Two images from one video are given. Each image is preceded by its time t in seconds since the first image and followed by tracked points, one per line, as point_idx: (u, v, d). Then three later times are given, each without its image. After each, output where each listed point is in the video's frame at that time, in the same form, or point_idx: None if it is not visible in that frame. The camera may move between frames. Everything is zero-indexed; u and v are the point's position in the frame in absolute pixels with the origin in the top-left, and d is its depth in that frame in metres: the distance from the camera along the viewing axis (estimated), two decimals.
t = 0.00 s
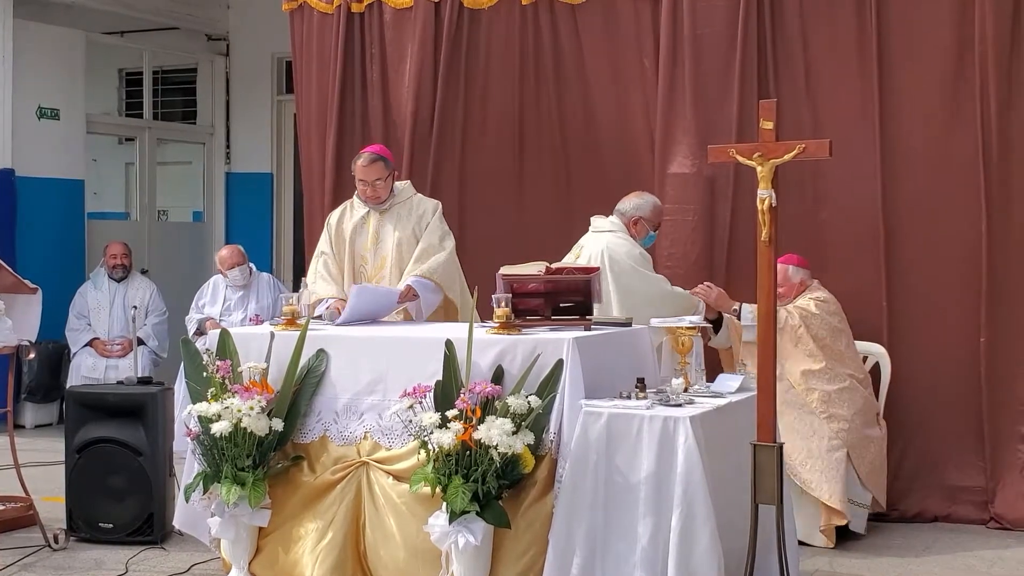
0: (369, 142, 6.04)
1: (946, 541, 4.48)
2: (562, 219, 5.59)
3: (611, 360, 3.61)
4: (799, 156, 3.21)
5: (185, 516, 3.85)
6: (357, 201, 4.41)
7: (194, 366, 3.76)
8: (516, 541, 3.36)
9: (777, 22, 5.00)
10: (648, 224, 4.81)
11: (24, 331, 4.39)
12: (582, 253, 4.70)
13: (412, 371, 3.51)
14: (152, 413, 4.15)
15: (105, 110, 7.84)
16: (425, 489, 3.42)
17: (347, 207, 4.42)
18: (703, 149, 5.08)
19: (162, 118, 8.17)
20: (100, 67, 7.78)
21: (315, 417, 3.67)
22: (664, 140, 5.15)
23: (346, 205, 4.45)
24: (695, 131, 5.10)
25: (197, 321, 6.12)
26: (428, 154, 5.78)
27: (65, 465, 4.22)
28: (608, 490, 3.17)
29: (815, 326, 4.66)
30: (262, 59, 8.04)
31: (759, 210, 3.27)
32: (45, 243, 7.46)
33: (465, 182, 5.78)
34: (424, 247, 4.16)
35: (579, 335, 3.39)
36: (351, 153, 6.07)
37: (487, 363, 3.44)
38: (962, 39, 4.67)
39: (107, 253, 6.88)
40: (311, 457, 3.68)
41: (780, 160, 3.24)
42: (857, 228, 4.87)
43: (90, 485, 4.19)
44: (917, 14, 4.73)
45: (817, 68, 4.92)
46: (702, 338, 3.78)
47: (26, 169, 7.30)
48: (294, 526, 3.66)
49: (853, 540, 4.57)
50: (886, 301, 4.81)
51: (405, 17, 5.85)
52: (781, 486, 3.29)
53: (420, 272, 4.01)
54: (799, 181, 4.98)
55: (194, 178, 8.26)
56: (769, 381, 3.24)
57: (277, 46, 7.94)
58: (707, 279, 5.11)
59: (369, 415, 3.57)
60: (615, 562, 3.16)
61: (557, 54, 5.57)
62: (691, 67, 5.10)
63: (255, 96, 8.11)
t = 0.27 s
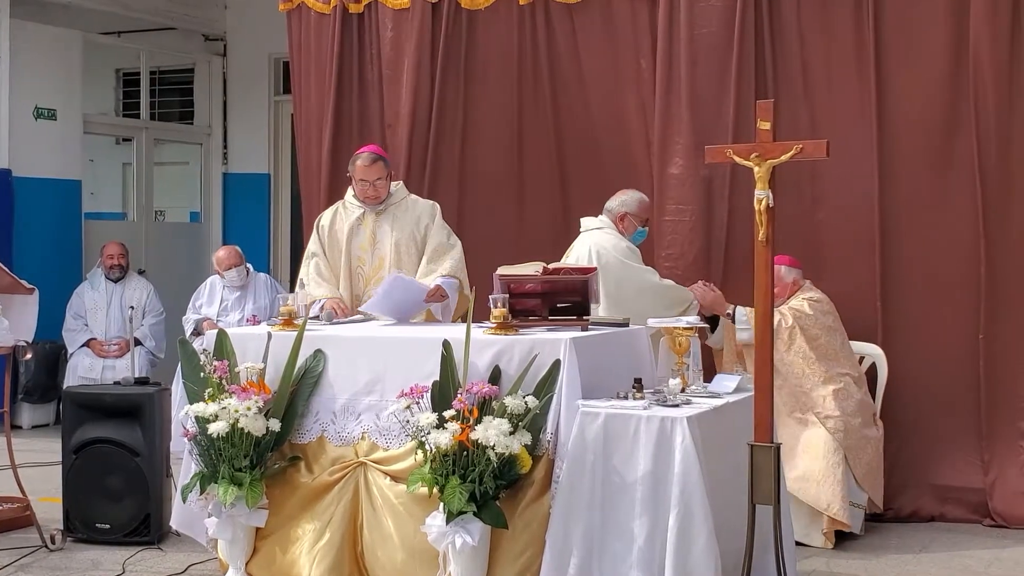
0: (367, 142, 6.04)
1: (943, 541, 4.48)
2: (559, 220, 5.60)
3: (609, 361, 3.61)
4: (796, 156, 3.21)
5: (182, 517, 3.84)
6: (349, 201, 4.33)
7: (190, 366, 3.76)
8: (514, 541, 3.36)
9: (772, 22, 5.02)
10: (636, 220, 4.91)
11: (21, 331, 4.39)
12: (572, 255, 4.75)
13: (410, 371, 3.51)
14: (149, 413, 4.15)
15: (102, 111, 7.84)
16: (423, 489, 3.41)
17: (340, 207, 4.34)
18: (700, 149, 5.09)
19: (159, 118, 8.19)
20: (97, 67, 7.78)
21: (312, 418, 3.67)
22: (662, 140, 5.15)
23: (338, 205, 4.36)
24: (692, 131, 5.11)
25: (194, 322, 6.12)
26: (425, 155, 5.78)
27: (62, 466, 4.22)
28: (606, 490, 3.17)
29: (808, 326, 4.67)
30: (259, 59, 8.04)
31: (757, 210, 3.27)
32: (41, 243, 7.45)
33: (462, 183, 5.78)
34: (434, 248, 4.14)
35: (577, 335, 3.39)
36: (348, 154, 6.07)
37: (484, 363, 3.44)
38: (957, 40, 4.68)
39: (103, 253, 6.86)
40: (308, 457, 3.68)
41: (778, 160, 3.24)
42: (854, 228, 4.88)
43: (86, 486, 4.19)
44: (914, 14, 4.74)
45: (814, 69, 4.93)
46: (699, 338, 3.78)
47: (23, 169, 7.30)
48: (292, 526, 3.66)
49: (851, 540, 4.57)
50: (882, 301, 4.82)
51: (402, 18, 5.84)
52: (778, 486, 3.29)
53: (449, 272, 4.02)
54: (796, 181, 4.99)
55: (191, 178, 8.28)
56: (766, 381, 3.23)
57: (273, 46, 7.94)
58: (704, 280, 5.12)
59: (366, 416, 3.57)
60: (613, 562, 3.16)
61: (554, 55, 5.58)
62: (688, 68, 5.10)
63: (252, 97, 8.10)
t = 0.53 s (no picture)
0: (364, 142, 6.04)
1: (941, 540, 4.48)
2: (557, 220, 5.60)
3: (606, 361, 3.61)
4: (793, 157, 3.21)
5: (179, 517, 3.84)
6: (354, 201, 4.32)
7: (188, 366, 3.75)
8: (511, 541, 3.36)
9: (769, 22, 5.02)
10: (629, 220, 4.87)
11: (18, 331, 4.39)
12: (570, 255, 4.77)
13: (407, 371, 3.51)
14: (146, 414, 4.15)
15: (99, 111, 7.83)
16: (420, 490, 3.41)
17: (345, 207, 4.33)
18: (697, 149, 5.09)
19: (156, 119, 8.21)
20: (94, 68, 7.78)
21: (310, 418, 3.67)
22: (659, 140, 5.16)
23: (344, 204, 4.36)
24: (689, 132, 5.11)
25: (191, 322, 6.12)
26: (423, 155, 5.78)
27: (59, 466, 4.22)
28: (603, 490, 3.17)
29: (806, 326, 4.66)
30: (256, 59, 8.04)
31: (754, 210, 3.27)
32: (39, 242, 7.45)
33: (460, 183, 5.79)
34: (439, 250, 4.14)
35: (574, 335, 3.39)
36: (346, 154, 6.08)
37: (482, 363, 3.44)
38: (954, 40, 4.69)
39: (101, 252, 6.84)
40: (306, 458, 3.68)
41: (775, 161, 3.24)
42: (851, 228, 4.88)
43: (84, 486, 4.19)
44: (911, 14, 4.75)
45: (811, 69, 4.94)
46: (696, 339, 3.79)
47: (20, 169, 7.29)
48: (289, 527, 3.66)
49: (848, 540, 4.58)
50: (880, 301, 4.82)
51: (399, 17, 5.83)
52: (776, 486, 3.29)
53: (460, 275, 4.02)
54: (794, 182, 4.99)
55: (188, 178, 8.28)
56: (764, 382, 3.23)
57: (271, 46, 7.94)
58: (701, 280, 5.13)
59: (364, 416, 3.57)
60: (610, 562, 3.16)
61: (551, 55, 5.58)
62: (685, 68, 5.10)
63: (249, 96, 8.10)
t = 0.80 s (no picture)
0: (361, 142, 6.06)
1: (938, 541, 4.48)
2: (554, 220, 5.61)
3: (603, 362, 3.61)
4: (791, 157, 3.20)
5: (177, 518, 3.84)
6: (372, 200, 4.31)
7: (185, 366, 3.75)
8: (508, 542, 3.36)
9: (764, 22, 5.03)
10: (620, 217, 4.85)
11: (15, 331, 4.38)
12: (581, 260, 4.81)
13: (404, 371, 3.51)
14: (144, 413, 4.15)
15: (97, 111, 7.83)
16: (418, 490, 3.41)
17: (362, 205, 4.31)
18: (694, 149, 5.10)
19: (153, 119, 8.20)
20: (91, 68, 7.77)
21: (306, 418, 3.66)
22: (655, 140, 5.17)
23: (361, 202, 4.33)
24: (684, 131, 5.14)
25: (188, 322, 6.12)
26: (419, 154, 5.79)
27: (56, 467, 4.21)
28: (600, 490, 3.17)
29: (803, 326, 4.65)
30: (254, 59, 8.04)
31: (752, 210, 3.27)
32: (35, 243, 7.44)
33: (457, 182, 5.79)
34: (448, 250, 4.11)
35: (571, 335, 3.39)
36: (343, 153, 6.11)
37: (479, 363, 3.44)
38: (949, 41, 4.71)
39: (98, 253, 6.83)
40: (303, 458, 3.67)
41: (772, 161, 3.23)
42: (848, 228, 4.90)
43: (81, 487, 4.19)
44: (907, 15, 4.76)
45: (807, 69, 4.96)
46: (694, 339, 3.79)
47: (17, 169, 7.29)
48: (287, 527, 3.65)
49: (845, 540, 4.57)
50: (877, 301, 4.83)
51: (396, 17, 5.84)
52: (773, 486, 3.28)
53: (461, 276, 4.00)
54: (792, 182, 5.01)
55: (186, 179, 8.28)
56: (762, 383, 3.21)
57: (268, 46, 7.94)
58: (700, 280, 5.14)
59: (360, 416, 3.57)
60: (607, 562, 3.16)
61: (547, 55, 5.60)
62: (681, 68, 5.12)
63: (247, 97, 8.10)
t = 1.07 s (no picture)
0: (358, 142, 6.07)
1: (935, 541, 4.49)
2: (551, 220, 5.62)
3: (601, 362, 3.61)
4: (789, 157, 3.19)
5: (174, 518, 3.84)
6: (387, 198, 4.29)
7: (183, 366, 3.74)
8: (505, 543, 3.36)
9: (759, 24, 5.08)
10: (602, 211, 4.82)
11: (13, 332, 4.38)
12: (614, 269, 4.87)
13: (402, 371, 3.50)
14: (141, 414, 4.15)
15: (94, 111, 7.82)
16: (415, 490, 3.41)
17: (377, 204, 4.29)
18: (692, 150, 5.13)
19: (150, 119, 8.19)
20: (88, 68, 7.77)
21: (303, 418, 3.66)
22: (651, 141, 5.21)
23: (376, 201, 4.32)
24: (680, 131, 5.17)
25: (186, 322, 6.13)
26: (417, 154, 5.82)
27: (53, 467, 4.21)
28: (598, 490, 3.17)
29: (813, 330, 4.66)
30: (251, 60, 8.06)
31: (749, 211, 3.25)
32: (32, 243, 7.43)
33: (454, 182, 5.81)
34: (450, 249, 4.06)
35: (569, 335, 3.38)
36: (341, 153, 6.15)
37: (476, 363, 3.44)
38: (944, 42, 4.74)
39: (96, 253, 6.87)
40: (299, 458, 3.67)
41: (770, 162, 3.23)
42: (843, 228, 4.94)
43: (78, 487, 4.18)
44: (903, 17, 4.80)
45: (802, 71, 5.01)
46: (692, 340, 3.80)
47: (14, 169, 7.28)
48: (284, 527, 3.65)
49: (842, 541, 4.58)
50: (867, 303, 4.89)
51: (393, 18, 5.88)
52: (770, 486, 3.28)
53: (456, 275, 3.96)
54: (789, 182, 5.06)
55: (184, 179, 8.28)
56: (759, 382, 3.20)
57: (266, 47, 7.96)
58: (697, 280, 5.15)
59: (357, 416, 3.57)
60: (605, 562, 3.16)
61: (544, 55, 5.62)
62: (677, 68, 5.15)
63: (244, 97, 8.12)
